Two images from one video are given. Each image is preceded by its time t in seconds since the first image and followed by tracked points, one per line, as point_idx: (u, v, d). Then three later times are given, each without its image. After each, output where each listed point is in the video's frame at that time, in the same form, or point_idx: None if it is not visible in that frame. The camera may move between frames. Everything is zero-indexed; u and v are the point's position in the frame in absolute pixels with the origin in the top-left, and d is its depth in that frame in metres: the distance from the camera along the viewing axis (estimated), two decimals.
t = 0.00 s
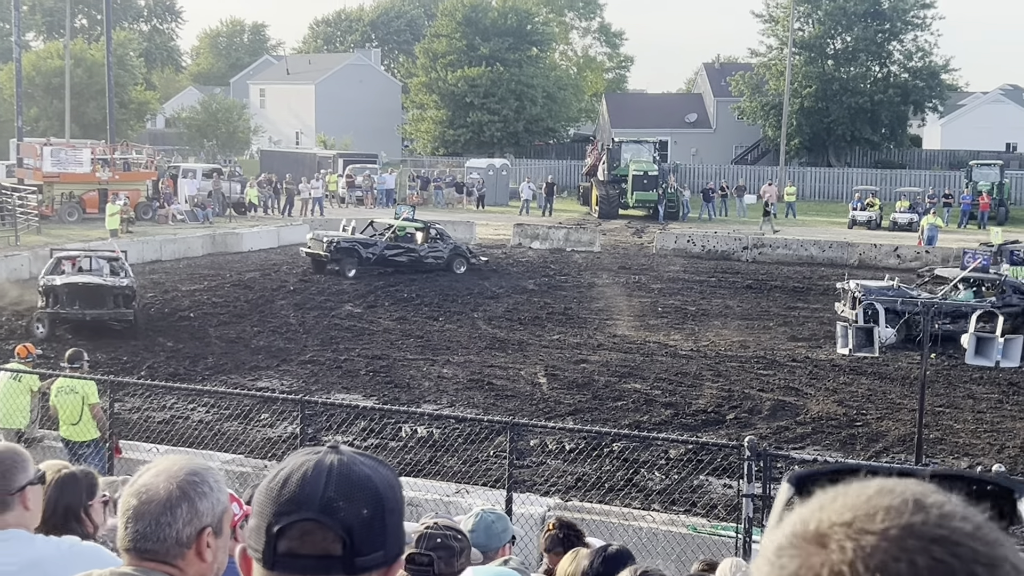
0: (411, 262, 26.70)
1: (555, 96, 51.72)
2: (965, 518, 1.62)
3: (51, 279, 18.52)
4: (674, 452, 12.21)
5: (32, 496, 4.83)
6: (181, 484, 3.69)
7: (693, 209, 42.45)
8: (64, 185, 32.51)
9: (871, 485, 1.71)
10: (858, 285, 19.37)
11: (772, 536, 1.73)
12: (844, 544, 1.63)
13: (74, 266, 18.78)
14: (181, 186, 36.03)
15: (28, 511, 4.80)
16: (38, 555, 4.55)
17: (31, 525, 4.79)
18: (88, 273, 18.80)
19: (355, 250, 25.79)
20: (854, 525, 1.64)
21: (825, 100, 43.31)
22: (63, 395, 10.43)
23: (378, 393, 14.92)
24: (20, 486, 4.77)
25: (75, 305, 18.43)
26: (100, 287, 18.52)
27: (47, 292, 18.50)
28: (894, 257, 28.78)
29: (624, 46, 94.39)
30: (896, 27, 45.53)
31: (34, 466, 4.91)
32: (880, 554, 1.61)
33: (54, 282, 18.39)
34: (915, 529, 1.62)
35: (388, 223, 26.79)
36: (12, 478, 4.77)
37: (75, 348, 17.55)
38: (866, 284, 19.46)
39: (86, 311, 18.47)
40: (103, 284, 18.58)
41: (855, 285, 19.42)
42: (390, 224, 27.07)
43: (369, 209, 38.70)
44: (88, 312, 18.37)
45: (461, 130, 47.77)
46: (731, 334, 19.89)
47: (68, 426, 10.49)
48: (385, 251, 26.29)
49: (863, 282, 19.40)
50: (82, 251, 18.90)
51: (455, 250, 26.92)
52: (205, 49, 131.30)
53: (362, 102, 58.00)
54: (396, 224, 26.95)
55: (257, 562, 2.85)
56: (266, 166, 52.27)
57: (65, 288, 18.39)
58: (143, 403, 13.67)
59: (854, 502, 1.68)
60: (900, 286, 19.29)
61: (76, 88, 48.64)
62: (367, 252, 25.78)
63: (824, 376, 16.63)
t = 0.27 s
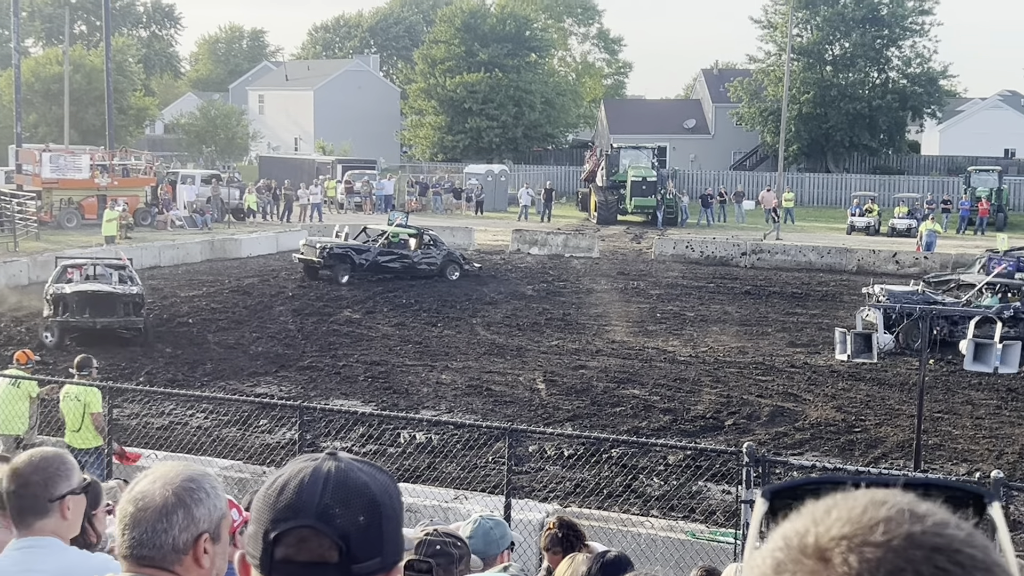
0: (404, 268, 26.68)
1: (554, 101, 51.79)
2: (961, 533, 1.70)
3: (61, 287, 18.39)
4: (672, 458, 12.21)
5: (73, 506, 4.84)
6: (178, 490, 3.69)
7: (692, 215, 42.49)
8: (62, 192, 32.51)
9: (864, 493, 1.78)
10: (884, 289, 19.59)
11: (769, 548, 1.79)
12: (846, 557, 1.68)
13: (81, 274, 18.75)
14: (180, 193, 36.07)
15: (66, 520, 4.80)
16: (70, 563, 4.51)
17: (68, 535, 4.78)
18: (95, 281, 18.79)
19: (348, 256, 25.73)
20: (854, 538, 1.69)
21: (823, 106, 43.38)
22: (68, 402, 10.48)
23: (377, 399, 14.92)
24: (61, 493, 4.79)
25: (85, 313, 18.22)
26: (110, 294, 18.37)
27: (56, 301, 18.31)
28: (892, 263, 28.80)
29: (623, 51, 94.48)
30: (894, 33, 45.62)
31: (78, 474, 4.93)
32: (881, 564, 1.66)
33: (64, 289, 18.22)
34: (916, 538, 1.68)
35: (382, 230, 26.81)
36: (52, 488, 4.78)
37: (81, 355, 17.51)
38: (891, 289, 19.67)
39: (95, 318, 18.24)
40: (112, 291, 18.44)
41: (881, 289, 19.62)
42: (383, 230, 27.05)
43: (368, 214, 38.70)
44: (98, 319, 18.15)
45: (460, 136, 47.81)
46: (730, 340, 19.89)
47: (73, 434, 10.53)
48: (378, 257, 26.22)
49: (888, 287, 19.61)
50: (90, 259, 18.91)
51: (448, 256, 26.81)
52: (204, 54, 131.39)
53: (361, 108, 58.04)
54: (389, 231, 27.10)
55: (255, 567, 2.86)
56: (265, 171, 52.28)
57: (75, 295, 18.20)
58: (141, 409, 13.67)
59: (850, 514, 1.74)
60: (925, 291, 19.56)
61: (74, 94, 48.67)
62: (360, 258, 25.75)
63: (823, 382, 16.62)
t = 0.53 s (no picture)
0: (398, 275, 26.60)
1: (554, 108, 51.88)
2: (963, 541, 1.70)
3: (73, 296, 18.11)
4: (673, 465, 12.20)
5: (112, 519, 4.67)
6: (180, 497, 3.69)
7: (692, 222, 42.55)
8: (63, 199, 32.53)
9: (864, 499, 1.80)
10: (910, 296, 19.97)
11: (771, 554, 1.79)
12: (847, 563, 1.69)
13: (91, 283, 18.67)
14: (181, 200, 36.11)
15: (104, 533, 4.63)
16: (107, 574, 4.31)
17: (107, 548, 4.61)
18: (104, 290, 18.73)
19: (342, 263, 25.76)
20: (858, 547, 1.70)
21: (823, 113, 43.46)
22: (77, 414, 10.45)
23: (378, 406, 14.92)
24: (103, 507, 4.63)
25: (100, 322, 18.04)
26: (125, 302, 18.23)
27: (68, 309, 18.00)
28: (892, 270, 28.81)
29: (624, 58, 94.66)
30: (895, 40, 45.72)
31: (123, 488, 4.76)
32: (883, 570, 1.66)
33: (77, 297, 17.96)
34: (915, 545, 1.69)
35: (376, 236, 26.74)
36: (96, 499, 4.63)
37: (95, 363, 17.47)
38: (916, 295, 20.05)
39: (110, 326, 18.09)
40: (127, 300, 18.30)
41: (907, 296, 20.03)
42: (378, 237, 27.00)
43: (368, 222, 38.76)
44: (113, 328, 18.02)
45: (460, 143, 47.90)
46: (730, 346, 19.90)
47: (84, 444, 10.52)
48: (372, 263, 26.22)
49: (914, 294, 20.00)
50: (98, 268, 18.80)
51: (443, 263, 26.75)
52: (205, 61, 131.71)
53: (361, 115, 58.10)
54: (384, 237, 26.90)
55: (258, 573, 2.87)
56: (265, 179, 52.33)
57: (88, 303, 17.97)
58: (142, 416, 13.67)
59: (850, 521, 1.74)
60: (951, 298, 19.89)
61: (75, 101, 48.74)
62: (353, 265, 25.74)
63: (824, 389, 16.60)
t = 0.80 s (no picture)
0: (389, 283, 26.52)
1: (551, 115, 51.94)
2: (956, 545, 1.72)
3: (85, 306, 18.05)
4: (670, 472, 12.20)
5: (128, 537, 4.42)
6: (178, 504, 3.68)
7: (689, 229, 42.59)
8: (60, 207, 32.50)
9: (857, 505, 1.80)
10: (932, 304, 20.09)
11: (765, 561, 1.80)
12: (839, 569, 1.70)
13: (98, 293, 18.61)
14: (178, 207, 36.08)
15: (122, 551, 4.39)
16: None
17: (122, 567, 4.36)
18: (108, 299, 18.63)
19: (331, 271, 25.60)
20: (848, 553, 1.71)
21: (820, 120, 43.53)
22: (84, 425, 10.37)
23: (375, 413, 14.91)
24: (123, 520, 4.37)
25: (113, 333, 18.04)
26: (139, 312, 18.25)
27: (82, 319, 17.93)
28: (890, 277, 28.84)
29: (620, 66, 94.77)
30: (891, 48, 45.82)
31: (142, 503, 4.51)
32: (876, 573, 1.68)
33: (90, 308, 17.92)
34: (909, 551, 1.70)
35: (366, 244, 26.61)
36: (114, 512, 4.37)
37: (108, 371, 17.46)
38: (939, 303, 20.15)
39: (124, 337, 18.08)
40: (140, 310, 18.30)
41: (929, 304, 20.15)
42: (367, 245, 26.89)
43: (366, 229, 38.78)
44: (128, 339, 18.04)
45: (458, 150, 47.92)
46: (727, 353, 19.90)
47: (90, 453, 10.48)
48: (362, 272, 26.04)
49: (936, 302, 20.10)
50: (104, 278, 18.74)
51: (433, 270, 26.73)
52: (202, 69, 131.74)
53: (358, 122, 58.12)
54: (374, 245, 26.82)
55: None
56: (262, 186, 52.33)
57: (103, 315, 18.00)
58: (140, 424, 13.65)
59: (843, 528, 1.75)
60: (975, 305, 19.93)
61: (72, 109, 48.70)
62: (343, 272, 25.59)
63: (821, 396, 16.61)
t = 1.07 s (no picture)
0: (371, 290, 26.40)
1: (539, 122, 52.01)
2: (940, 549, 1.75)
3: (92, 315, 17.76)
4: (659, 479, 12.22)
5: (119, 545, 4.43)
6: (166, 512, 3.68)
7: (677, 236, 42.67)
8: (47, 214, 32.36)
9: (842, 511, 1.82)
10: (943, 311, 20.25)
11: (750, 567, 1.81)
12: (824, 571, 1.72)
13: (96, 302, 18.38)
14: (165, 214, 35.97)
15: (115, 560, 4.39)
16: None
17: None
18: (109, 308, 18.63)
19: (312, 279, 25.43)
20: (835, 556, 1.74)
21: (807, 126, 43.69)
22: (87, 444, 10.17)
23: (363, 420, 14.89)
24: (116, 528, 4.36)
25: (119, 341, 17.66)
26: (145, 319, 17.88)
27: (88, 327, 17.63)
28: (877, 283, 28.94)
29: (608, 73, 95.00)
30: (878, 55, 46.03)
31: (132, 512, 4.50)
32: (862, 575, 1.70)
33: (96, 317, 17.62)
34: (895, 554, 1.72)
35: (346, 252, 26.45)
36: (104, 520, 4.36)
37: (113, 380, 17.15)
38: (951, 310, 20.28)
39: (131, 346, 17.73)
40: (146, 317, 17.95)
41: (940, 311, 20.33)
42: (348, 252, 26.75)
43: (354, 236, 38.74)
44: (135, 347, 17.67)
45: (446, 157, 47.93)
46: (715, 360, 19.93)
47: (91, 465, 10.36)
48: (343, 279, 25.85)
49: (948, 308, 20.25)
50: (101, 287, 18.56)
51: (415, 277, 26.63)
52: (189, 75, 131.51)
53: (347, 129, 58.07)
54: (354, 252, 26.67)
55: None
56: (250, 193, 52.25)
57: (110, 322, 17.66)
58: (127, 431, 13.61)
59: (828, 532, 1.78)
60: (987, 312, 19.99)
61: (59, 115, 48.52)
62: (324, 280, 25.42)
63: (809, 402, 16.65)
